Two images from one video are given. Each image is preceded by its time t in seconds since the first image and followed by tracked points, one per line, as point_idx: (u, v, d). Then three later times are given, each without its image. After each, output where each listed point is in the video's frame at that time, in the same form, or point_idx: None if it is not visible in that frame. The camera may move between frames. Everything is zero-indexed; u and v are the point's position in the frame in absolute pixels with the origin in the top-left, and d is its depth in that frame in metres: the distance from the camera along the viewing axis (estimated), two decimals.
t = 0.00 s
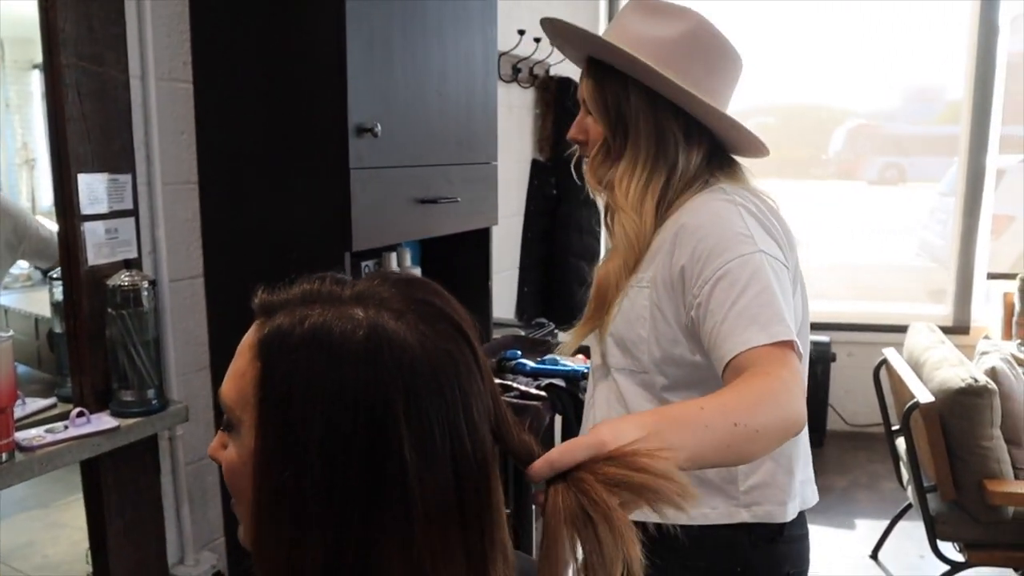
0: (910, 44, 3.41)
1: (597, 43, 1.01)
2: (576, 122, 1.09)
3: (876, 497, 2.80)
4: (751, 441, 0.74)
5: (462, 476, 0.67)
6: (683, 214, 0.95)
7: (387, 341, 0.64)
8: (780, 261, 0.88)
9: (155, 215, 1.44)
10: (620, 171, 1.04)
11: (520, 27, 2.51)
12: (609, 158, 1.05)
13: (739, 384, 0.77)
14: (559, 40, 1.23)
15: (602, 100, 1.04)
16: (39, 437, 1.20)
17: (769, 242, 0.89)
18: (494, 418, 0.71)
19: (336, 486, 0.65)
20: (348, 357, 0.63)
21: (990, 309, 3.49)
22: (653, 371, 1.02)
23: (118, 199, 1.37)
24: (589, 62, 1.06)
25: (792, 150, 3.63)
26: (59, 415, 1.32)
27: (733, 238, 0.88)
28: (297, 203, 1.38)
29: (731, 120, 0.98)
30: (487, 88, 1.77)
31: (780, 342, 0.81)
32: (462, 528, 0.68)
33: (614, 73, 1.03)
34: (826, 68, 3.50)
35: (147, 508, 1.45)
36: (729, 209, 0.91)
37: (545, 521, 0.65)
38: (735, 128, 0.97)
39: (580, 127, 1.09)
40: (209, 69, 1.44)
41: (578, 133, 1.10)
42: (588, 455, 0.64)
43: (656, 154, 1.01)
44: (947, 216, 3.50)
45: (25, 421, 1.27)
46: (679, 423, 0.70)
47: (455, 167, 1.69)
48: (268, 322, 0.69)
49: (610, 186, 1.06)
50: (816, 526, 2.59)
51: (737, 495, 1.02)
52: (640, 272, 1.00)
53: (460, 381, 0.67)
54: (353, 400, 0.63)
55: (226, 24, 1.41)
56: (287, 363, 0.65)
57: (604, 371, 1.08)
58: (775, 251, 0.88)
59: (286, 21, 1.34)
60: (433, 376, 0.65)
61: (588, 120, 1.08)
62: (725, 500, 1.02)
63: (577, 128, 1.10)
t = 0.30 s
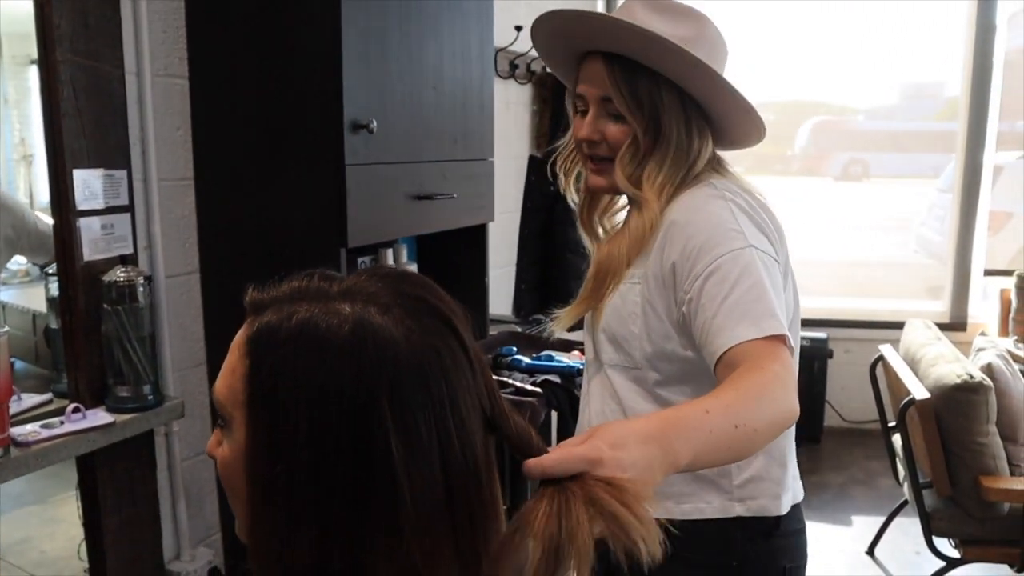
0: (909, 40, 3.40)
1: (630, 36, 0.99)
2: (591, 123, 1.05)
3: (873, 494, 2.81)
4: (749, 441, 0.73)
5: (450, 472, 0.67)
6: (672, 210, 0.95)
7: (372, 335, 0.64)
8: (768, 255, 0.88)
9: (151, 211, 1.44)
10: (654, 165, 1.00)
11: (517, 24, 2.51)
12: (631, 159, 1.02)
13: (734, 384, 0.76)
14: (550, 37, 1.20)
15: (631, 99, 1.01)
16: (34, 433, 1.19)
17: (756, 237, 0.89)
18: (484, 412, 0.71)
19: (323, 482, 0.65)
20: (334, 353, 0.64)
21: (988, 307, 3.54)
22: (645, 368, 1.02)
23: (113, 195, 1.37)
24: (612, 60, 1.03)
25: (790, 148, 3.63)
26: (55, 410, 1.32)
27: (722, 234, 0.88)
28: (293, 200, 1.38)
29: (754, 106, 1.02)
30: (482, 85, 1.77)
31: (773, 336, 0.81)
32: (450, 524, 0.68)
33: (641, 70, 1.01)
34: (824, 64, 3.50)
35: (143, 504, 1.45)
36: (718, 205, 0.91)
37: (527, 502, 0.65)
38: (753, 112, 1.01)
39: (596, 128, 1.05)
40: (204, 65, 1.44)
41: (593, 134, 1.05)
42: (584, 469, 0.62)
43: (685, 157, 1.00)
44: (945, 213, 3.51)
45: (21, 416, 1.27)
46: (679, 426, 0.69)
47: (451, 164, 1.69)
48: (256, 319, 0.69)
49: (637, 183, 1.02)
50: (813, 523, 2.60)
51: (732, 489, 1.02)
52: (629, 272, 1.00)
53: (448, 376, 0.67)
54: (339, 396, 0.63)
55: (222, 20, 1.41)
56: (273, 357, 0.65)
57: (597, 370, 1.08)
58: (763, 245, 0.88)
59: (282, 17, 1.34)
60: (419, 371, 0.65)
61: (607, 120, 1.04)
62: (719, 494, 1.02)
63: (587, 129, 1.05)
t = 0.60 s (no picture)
0: (910, 41, 3.40)
1: (659, 25, 0.95)
2: (611, 118, 1.01)
3: (872, 495, 2.81)
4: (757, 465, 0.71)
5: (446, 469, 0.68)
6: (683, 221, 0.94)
7: (368, 330, 0.64)
8: (786, 270, 0.87)
9: (152, 209, 1.44)
10: (675, 163, 0.98)
11: (518, 23, 2.50)
12: (653, 158, 0.99)
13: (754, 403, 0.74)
14: (558, 25, 1.15)
15: (656, 93, 0.98)
16: (34, 430, 1.20)
17: (775, 250, 0.88)
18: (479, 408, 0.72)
19: (322, 478, 0.65)
20: (331, 350, 0.64)
21: (988, 309, 3.55)
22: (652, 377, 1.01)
23: (114, 193, 1.37)
24: (634, 51, 0.99)
25: (791, 148, 3.62)
26: (55, 407, 1.32)
27: (740, 247, 0.87)
28: (293, 198, 1.38)
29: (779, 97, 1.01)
30: (483, 85, 1.78)
31: (790, 359, 0.80)
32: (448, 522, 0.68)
33: (667, 61, 0.98)
34: (826, 65, 3.50)
35: (142, 501, 1.45)
36: (733, 216, 0.91)
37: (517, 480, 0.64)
38: (776, 101, 1.00)
39: (616, 124, 1.01)
40: (205, 63, 1.44)
41: (613, 130, 1.01)
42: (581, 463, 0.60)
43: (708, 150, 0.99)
44: (946, 214, 3.51)
45: (21, 412, 1.28)
46: (697, 442, 0.67)
47: (452, 163, 1.69)
48: (253, 317, 0.69)
49: (657, 182, 0.99)
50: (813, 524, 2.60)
51: (735, 501, 1.02)
52: (640, 275, 0.99)
53: (445, 373, 0.68)
54: (337, 392, 0.63)
55: (223, 19, 1.41)
56: (271, 354, 0.65)
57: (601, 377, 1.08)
58: (782, 259, 0.87)
59: (283, 15, 1.34)
60: (416, 365, 0.65)
61: (629, 115, 1.00)
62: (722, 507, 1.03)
63: (608, 124, 1.01)
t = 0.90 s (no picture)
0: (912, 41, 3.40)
1: None
2: (673, 106, 0.91)
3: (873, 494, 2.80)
4: (797, 542, 0.67)
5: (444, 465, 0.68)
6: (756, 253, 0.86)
7: (368, 326, 0.65)
8: (879, 322, 0.78)
9: (153, 208, 1.44)
10: (749, 157, 0.87)
11: (520, 23, 2.51)
12: (722, 150, 0.89)
13: (818, 472, 0.70)
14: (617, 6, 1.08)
15: (726, 74, 0.89)
16: (36, 429, 1.20)
17: (871, 297, 0.78)
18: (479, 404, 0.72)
19: (323, 477, 0.65)
20: (329, 347, 0.64)
21: (990, 309, 3.54)
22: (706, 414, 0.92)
23: (116, 192, 1.37)
24: (699, 30, 0.91)
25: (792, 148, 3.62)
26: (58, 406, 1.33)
27: (832, 291, 0.78)
28: (295, 197, 1.38)
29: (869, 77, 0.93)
30: (485, 84, 1.78)
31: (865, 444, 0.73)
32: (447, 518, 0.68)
33: (739, 41, 0.89)
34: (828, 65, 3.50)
35: (143, 500, 1.45)
36: (829, 246, 0.80)
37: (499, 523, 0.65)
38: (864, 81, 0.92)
39: (679, 112, 0.91)
40: (207, 63, 1.44)
41: (675, 118, 0.91)
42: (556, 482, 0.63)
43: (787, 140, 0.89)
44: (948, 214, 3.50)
45: (23, 411, 1.28)
46: (703, 494, 0.66)
47: (454, 162, 1.69)
48: (252, 316, 0.69)
49: (728, 178, 0.88)
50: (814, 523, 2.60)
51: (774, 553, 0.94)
52: (709, 293, 0.89)
53: (445, 370, 0.67)
54: (337, 390, 0.64)
55: (225, 19, 1.41)
56: (270, 353, 0.65)
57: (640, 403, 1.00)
58: (877, 310, 0.78)
59: (284, 15, 1.34)
60: (415, 363, 0.65)
61: (693, 102, 0.91)
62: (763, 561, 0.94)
63: (669, 112, 0.91)
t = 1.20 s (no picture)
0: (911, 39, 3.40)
1: None
2: (738, 86, 0.86)
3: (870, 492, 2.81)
4: None
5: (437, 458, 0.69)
6: (859, 270, 0.81)
7: (361, 322, 0.65)
8: (997, 367, 0.73)
9: (151, 206, 1.44)
10: (833, 141, 0.83)
11: (518, 20, 2.50)
12: (800, 134, 0.84)
13: (864, 528, 0.70)
14: None
15: (794, 49, 0.83)
16: (35, 426, 1.20)
17: (989, 336, 0.73)
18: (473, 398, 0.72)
19: (318, 473, 0.66)
20: (322, 344, 0.64)
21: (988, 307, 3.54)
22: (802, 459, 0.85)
23: (114, 190, 1.37)
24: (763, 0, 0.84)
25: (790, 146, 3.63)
26: (56, 403, 1.33)
27: (948, 325, 0.73)
28: (293, 195, 1.38)
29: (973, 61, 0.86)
30: (483, 81, 1.78)
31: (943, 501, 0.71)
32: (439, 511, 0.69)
33: (809, 10, 0.83)
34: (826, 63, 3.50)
35: (142, 497, 1.46)
36: (947, 275, 0.75)
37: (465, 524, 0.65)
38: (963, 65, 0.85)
39: (744, 92, 0.86)
40: (205, 61, 1.44)
41: (739, 99, 0.86)
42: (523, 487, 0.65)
43: (870, 123, 0.84)
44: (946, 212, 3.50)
45: (21, 408, 1.28)
46: (683, 510, 0.68)
47: (452, 160, 1.69)
48: (246, 313, 0.69)
49: (814, 164, 0.83)
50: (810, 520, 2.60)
51: None
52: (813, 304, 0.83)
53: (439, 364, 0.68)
54: (331, 388, 0.64)
55: (222, 17, 1.41)
56: (263, 350, 0.65)
57: (706, 430, 0.94)
58: (995, 351, 0.73)
59: (282, 13, 1.34)
60: (408, 358, 0.66)
61: (759, 81, 0.85)
62: None
63: (733, 93, 0.86)
